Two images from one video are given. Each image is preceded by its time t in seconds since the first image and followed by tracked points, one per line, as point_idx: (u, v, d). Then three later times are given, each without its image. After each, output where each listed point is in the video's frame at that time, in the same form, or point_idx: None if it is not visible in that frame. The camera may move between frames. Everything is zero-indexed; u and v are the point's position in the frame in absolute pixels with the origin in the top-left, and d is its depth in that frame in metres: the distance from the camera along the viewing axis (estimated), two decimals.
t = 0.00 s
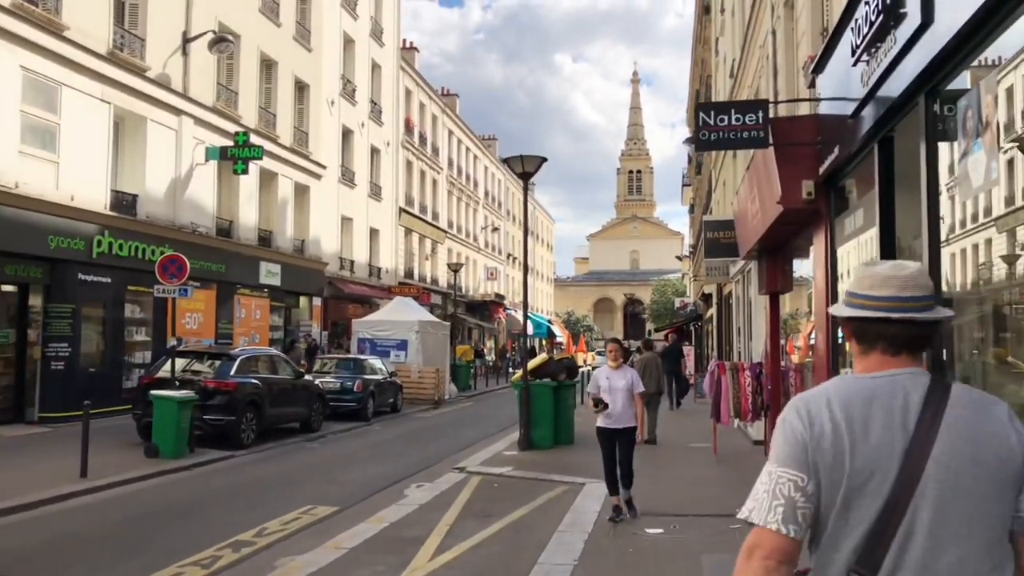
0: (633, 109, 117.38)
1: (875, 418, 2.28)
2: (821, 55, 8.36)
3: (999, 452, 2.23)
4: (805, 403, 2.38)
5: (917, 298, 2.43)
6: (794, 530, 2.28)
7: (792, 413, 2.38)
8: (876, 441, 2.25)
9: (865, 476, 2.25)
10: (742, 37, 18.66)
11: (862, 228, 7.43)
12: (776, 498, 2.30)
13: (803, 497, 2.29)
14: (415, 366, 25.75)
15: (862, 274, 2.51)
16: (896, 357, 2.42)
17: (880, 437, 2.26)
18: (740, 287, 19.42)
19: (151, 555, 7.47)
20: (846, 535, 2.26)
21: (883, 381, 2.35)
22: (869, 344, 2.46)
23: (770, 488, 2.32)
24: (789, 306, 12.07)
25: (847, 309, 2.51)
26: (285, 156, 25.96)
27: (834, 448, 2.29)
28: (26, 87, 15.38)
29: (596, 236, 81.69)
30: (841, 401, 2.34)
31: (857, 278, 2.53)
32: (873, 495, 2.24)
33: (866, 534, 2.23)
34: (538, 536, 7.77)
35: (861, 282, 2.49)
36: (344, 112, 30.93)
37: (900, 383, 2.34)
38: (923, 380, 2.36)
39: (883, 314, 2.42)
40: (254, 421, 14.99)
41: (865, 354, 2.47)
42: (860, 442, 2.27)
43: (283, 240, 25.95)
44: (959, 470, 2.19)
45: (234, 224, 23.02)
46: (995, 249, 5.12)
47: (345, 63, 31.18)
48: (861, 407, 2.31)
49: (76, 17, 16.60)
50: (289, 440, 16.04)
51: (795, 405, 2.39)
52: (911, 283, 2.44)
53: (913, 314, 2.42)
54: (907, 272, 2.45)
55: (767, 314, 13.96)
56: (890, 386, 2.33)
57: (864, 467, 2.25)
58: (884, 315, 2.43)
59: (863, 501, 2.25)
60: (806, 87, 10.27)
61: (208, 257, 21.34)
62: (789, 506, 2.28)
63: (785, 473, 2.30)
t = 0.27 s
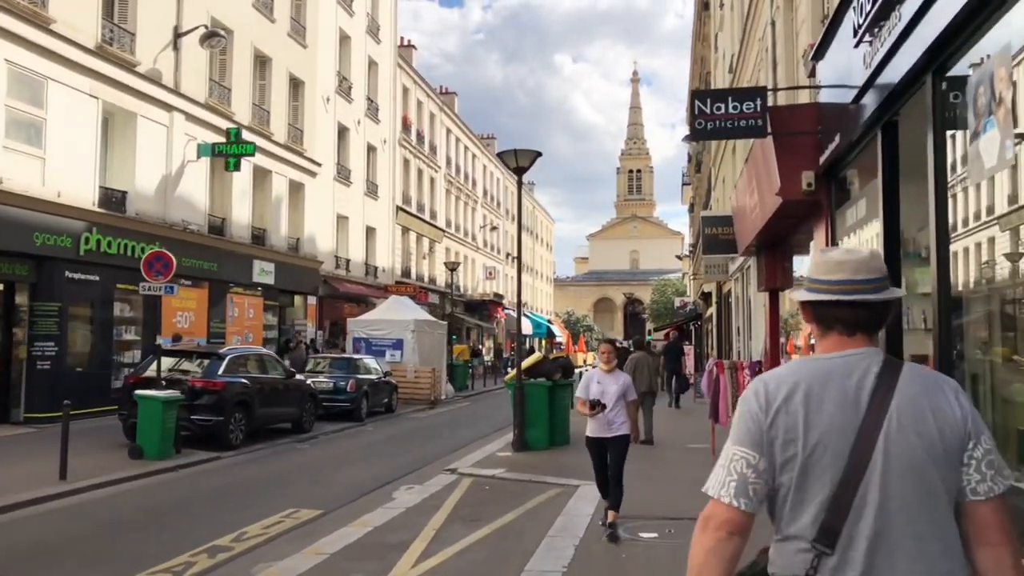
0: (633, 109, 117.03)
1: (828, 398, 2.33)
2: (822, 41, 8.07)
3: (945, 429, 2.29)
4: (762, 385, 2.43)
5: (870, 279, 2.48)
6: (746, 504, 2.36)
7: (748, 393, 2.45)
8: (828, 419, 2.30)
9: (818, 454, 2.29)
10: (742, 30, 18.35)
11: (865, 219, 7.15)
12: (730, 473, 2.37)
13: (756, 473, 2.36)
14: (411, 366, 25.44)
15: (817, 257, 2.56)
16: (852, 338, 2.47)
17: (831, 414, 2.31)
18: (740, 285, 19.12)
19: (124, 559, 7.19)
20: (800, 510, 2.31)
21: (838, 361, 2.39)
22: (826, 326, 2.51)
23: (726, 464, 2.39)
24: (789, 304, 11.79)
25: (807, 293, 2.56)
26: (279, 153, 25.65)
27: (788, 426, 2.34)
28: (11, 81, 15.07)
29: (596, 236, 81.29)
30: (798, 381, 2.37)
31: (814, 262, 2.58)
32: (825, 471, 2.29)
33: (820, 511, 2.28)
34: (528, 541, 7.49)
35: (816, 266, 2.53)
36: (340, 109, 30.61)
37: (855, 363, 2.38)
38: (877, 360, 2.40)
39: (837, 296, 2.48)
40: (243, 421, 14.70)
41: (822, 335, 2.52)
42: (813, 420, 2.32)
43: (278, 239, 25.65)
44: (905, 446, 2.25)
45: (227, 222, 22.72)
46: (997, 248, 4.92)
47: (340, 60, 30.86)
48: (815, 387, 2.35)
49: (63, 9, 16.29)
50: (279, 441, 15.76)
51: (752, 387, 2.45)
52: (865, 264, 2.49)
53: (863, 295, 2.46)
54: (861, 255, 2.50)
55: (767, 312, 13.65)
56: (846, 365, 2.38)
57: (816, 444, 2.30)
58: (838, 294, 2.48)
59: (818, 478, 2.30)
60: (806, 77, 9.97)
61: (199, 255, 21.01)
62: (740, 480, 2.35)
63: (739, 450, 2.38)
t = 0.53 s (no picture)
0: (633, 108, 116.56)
1: (811, 409, 2.43)
2: (823, 32, 7.76)
3: (923, 444, 2.37)
4: (748, 390, 2.56)
5: (862, 291, 2.54)
6: (713, 495, 2.58)
7: (732, 398, 2.59)
8: (807, 427, 2.41)
9: (794, 458, 2.41)
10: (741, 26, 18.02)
11: (869, 215, 6.82)
12: (699, 466, 2.59)
13: (725, 469, 2.55)
14: (407, 367, 25.10)
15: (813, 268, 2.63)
16: (840, 349, 2.55)
17: (812, 423, 2.41)
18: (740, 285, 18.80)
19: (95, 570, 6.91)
20: (770, 510, 2.45)
21: (824, 371, 2.48)
22: (820, 334, 2.58)
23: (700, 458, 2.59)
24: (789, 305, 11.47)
25: (802, 303, 2.63)
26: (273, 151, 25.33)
27: (766, 431, 2.47)
28: None
29: (595, 235, 80.83)
30: (781, 390, 2.49)
31: (811, 273, 2.65)
32: (800, 476, 2.41)
33: (790, 513, 2.41)
34: (515, 553, 7.16)
35: (813, 277, 2.60)
36: (335, 107, 30.28)
37: (842, 374, 2.47)
38: (863, 374, 2.48)
39: (829, 307, 2.55)
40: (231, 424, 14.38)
41: (813, 343, 2.60)
42: (792, 427, 2.43)
43: (271, 238, 25.32)
44: (881, 458, 2.34)
45: (219, 221, 22.40)
46: (1004, 248, 4.68)
47: (336, 57, 30.52)
48: (799, 396, 2.45)
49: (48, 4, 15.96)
50: (269, 444, 15.45)
51: (737, 392, 2.59)
52: (859, 278, 2.55)
53: (856, 306, 2.53)
54: (854, 268, 2.57)
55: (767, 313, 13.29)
56: (833, 376, 2.47)
57: (793, 449, 2.42)
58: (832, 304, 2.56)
59: (791, 481, 2.41)
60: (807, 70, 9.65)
61: (190, 255, 20.66)
62: (706, 475, 2.57)
63: (712, 448, 2.56)
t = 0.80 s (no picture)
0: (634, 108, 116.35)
1: (822, 407, 2.43)
2: (825, 18, 7.49)
3: (927, 441, 2.38)
4: (762, 388, 2.55)
5: (876, 297, 2.55)
6: (732, 491, 2.53)
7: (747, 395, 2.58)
8: (819, 424, 2.42)
9: (807, 455, 2.41)
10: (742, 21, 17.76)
11: (875, 208, 6.55)
12: (717, 463, 2.54)
13: (743, 465, 2.51)
14: (404, 368, 24.89)
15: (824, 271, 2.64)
16: (851, 350, 2.55)
17: (823, 422, 2.41)
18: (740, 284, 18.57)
19: None
20: (781, 507, 2.43)
21: (833, 370, 2.49)
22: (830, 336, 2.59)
23: (718, 455, 2.55)
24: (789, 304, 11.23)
25: (814, 305, 2.63)
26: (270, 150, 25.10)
27: (781, 428, 2.46)
28: None
29: (595, 235, 80.57)
30: (792, 389, 2.49)
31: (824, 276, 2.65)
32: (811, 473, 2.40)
33: (803, 510, 2.39)
34: (506, 558, 6.91)
35: (827, 280, 2.60)
36: (333, 105, 30.05)
37: (851, 373, 2.48)
38: (871, 374, 2.49)
39: (841, 310, 2.55)
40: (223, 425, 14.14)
41: (825, 344, 2.60)
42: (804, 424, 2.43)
43: (267, 237, 25.09)
44: (890, 456, 2.35)
45: (214, 220, 22.16)
46: (1006, 247, 4.51)
47: (334, 55, 30.29)
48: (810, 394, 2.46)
49: None
50: (263, 445, 15.22)
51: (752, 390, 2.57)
52: (869, 282, 2.56)
53: (871, 313, 2.54)
54: (867, 273, 2.57)
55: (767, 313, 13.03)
56: (842, 375, 2.48)
57: (807, 446, 2.41)
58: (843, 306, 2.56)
59: (803, 477, 2.41)
60: (809, 61, 9.40)
61: (183, 253, 20.41)
62: (726, 472, 2.53)
63: (730, 445, 2.54)
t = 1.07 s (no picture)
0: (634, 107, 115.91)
1: (822, 404, 2.39)
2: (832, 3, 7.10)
3: (922, 432, 2.39)
4: (764, 389, 2.47)
5: (859, 298, 2.53)
6: (757, 496, 2.39)
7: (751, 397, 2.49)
8: (822, 421, 2.38)
9: (813, 452, 2.37)
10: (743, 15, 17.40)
11: (885, 201, 6.17)
12: (740, 469, 2.40)
13: (763, 467, 2.39)
14: (401, 368, 24.56)
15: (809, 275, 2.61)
16: (842, 351, 2.52)
17: (827, 419, 2.38)
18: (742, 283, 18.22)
19: None
20: (795, 506, 2.37)
21: (828, 371, 2.46)
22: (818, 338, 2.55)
23: (734, 459, 2.42)
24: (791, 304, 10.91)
25: (800, 310, 2.59)
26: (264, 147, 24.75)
27: (789, 427, 2.39)
28: None
29: (596, 234, 80.10)
30: (791, 388, 2.43)
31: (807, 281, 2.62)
32: (817, 470, 2.36)
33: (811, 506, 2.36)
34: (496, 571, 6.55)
35: (812, 285, 2.56)
36: (329, 103, 29.68)
37: (844, 372, 2.45)
38: (864, 370, 2.47)
39: (828, 315, 2.52)
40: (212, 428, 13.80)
41: (814, 348, 2.56)
42: (809, 421, 2.38)
43: (262, 236, 24.75)
44: (891, 448, 2.35)
45: (207, 218, 21.81)
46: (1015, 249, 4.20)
47: (330, 52, 29.92)
48: (810, 392, 2.42)
49: None
50: (253, 448, 14.89)
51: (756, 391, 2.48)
52: (852, 284, 2.54)
53: (856, 313, 2.52)
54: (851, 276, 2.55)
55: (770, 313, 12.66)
56: (836, 374, 2.45)
57: (813, 444, 2.37)
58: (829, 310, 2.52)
59: (811, 474, 2.37)
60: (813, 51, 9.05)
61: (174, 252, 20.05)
62: (753, 477, 2.38)
63: (748, 448, 2.41)
